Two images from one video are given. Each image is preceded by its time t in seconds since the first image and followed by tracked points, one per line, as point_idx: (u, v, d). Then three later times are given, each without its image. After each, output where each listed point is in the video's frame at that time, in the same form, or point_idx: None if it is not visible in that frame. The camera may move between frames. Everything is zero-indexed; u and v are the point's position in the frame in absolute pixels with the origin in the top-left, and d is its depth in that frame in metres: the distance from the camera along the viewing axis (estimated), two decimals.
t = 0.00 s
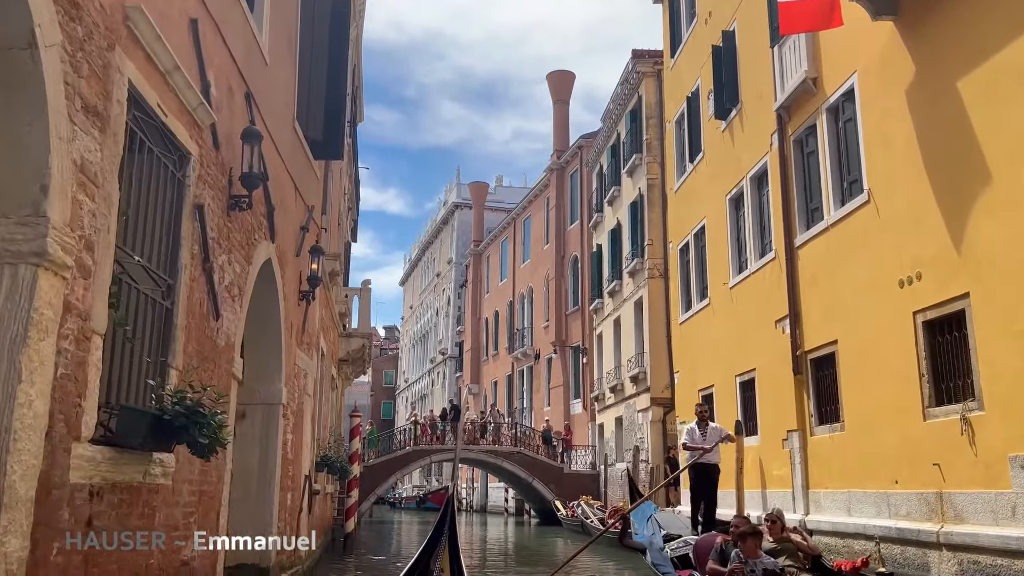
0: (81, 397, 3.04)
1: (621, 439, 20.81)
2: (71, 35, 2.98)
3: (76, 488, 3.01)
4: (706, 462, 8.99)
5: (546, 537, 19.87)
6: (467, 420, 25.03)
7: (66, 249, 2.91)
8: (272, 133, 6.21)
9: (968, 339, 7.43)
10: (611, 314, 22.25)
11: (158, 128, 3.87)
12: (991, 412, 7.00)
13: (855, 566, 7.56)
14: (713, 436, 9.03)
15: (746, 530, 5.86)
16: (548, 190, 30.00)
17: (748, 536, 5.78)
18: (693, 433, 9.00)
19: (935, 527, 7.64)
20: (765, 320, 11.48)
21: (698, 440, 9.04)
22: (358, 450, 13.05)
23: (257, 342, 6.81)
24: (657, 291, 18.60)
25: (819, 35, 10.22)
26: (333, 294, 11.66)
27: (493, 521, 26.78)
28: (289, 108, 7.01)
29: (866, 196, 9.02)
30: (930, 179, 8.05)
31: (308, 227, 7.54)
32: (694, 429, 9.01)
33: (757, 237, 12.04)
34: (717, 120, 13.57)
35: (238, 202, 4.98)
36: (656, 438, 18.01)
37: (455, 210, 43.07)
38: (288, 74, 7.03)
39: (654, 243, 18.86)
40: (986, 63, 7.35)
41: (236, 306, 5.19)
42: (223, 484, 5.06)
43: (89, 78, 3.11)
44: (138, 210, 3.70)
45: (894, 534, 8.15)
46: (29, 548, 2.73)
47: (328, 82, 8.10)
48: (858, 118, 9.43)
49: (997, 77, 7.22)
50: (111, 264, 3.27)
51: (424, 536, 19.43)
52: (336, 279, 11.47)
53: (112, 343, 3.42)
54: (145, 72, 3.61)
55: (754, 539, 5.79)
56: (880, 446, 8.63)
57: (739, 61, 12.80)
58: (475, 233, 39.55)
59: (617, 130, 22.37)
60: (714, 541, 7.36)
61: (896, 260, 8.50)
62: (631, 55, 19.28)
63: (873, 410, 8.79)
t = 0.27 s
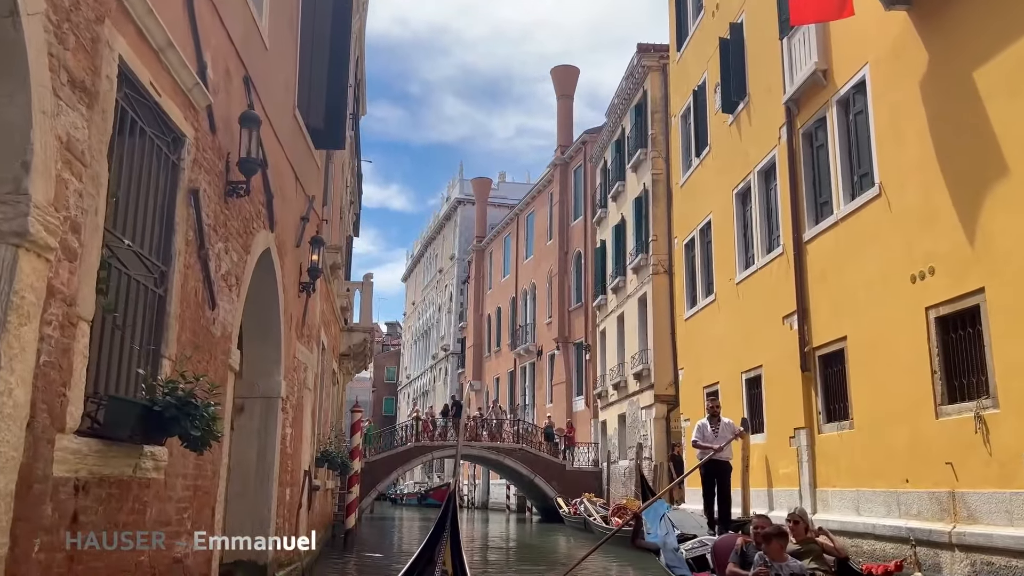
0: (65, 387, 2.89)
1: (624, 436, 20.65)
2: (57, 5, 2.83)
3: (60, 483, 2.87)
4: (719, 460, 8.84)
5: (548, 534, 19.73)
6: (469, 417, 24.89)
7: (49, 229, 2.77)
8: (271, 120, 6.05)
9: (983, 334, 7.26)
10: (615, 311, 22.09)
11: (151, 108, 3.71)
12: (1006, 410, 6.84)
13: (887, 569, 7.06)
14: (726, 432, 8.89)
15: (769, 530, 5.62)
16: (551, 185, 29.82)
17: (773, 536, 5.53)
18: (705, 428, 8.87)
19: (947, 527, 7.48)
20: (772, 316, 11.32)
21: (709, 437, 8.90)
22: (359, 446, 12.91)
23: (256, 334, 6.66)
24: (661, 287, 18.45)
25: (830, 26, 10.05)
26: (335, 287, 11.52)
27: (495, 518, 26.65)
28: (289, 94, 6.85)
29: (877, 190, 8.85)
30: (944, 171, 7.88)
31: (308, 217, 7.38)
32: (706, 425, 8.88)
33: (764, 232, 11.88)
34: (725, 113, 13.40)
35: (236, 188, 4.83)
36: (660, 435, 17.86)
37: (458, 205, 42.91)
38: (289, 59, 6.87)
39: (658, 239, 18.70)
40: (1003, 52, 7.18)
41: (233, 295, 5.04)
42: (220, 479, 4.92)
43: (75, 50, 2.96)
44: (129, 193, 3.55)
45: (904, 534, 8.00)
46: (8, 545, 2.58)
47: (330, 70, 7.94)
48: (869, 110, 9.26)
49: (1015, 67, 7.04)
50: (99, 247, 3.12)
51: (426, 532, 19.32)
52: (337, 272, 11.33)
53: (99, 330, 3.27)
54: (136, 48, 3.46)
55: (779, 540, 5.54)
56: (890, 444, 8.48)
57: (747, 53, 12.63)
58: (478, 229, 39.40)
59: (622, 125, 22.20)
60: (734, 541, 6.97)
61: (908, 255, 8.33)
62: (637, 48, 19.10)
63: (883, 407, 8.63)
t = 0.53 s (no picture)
0: (48, 378, 2.75)
1: (627, 434, 20.50)
2: None
3: (42, 479, 2.73)
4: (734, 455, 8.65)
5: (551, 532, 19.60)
6: (471, 414, 24.75)
7: (31, 211, 2.63)
8: (271, 108, 5.90)
9: (997, 330, 7.11)
10: (618, 308, 21.94)
11: (143, 89, 3.56)
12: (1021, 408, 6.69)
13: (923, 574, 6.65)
14: (740, 427, 8.70)
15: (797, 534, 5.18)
16: (554, 182, 29.67)
17: (800, 540, 5.12)
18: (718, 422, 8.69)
19: (960, 527, 7.33)
20: (779, 313, 11.17)
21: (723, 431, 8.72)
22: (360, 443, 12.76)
23: (254, 328, 6.52)
24: (666, 283, 18.30)
25: (839, 17, 9.88)
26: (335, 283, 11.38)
27: (496, 516, 26.54)
28: (289, 83, 6.70)
29: (888, 183, 8.69)
30: (957, 164, 7.72)
31: (309, 209, 7.24)
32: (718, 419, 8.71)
33: (771, 227, 11.73)
34: (731, 107, 13.24)
35: (232, 176, 4.68)
36: (664, 433, 17.71)
37: (460, 202, 42.74)
38: (289, 47, 6.72)
39: (662, 235, 18.54)
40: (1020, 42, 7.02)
41: (230, 287, 4.89)
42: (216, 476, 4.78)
43: (60, 24, 2.81)
44: (119, 177, 3.40)
45: (915, 534, 7.85)
46: None
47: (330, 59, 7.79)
48: (879, 103, 9.10)
49: None
50: (85, 231, 2.98)
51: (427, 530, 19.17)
52: (338, 267, 11.19)
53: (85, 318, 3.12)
54: (126, 25, 3.31)
55: (807, 543, 5.13)
56: (900, 442, 8.33)
57: (753, 47, 12.47)
58: (481, 226, 39.25)
59: (626, 120, 22.04)
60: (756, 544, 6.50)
61: (920, 250, 8.17)
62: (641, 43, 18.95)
63: (893, 405, 8.48)
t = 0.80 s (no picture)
0: (28, 373, 2.61)
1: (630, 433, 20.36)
2: None
3: (21, 479, 2.60)
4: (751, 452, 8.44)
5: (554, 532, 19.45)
6: (473, 414, 24.61)
7: (8, 196, 2.49)
8: (268, 100, 5.76)
9: (1010, 326, 6.95)
10: (621, 306, 21.79)
11: (132, 74, 3.41)
12: None
13: None
14: (757, 423, 8.49)
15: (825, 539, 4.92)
16: (556, 180, 29.53)
17: (831, 545, 4.87)
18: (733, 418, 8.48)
19: (973, 527, 7.18)
20: (785, 310, 11.02)
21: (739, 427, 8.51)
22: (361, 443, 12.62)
23: (252, 324, 6.38)
24: (669, 281, 18.15)
25: (846, 10, 9.73)
26: (335, 280, 11.25)
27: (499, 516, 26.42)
28: (287, 74, 6.56)
29: (897, 177, 8.54)
30: (969, 156, 7.56)
31: (307, 204, 7.10)
32: (734, 414, 8.50)
33: (777, 224, 11.58)
34: (735, 103, 13.09)
35: (227, 166, 4.54)
36: (668, 433, 17.56)
37: (462, 201, 42.61)
38: (287, 38, 6.57)
39: (666, 233, 18.39)
40: None
41: (225, 281, 4.75)
42: (211, 477, 4.64)
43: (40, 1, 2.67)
44: (106, 164, 3.26)
45: (926, 534, 7.70)
46: None
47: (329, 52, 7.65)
48: (887, 96, 8.94)
49: None
50: (68, 218, 2.84)
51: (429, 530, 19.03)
52: (338, 264, 11.05)
53: (67, 309, 2.97)
54: (114, 5, 3.16)
55: (838, 549, 4.87)
56: (911, 441, 8.17)
57: (758, 41, 12.32)
58: (483, 225, 39.11)
59: (628, 118, 21.89)
60: (780, 548, 6.16)
61: (930, 244, 8.02)
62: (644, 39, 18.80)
63: (903, 403, 8.32)
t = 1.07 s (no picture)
0: (3, 371, 2.47)
1: (633, 434, 20.20)
2: None
3: None
4: (771, 451, 8.10)
5: (556, 534, 19.30)
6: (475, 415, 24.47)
7: None
8: (263, 93, 5.62)
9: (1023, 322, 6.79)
10: (623, 306, 21.64)
11: (116, 59, 3.27)
12: None
13: None
14: (775, 421, 8.16)
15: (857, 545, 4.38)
16: (557, 180, 29.38)
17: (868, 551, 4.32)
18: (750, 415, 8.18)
19: (985, 528, 7.02)
20: (790, 308, 10.87)
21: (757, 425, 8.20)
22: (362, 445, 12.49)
23: (247, 324, 6.24)
24: (672, 280, 18.00)
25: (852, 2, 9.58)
26: (335, 280, 11.11)
27: (501, 518, 26.27)
28: (284, 68, 6.42)
29: (905, 172, 8.39)
30: (979, 150, 7.41)
31: (304, 201, 6.96)
32: (751, 412, 8.20)
33: (782, 221, 11.43)
34: (738, 99, 12.95)
35: (219, 159, 4.40)
36: (671, 433, 17.40)
37: (462, 202, 42.47)
38: (283, 30, 6.44)
39: (668, 232, 18.25)
40: None
41: (217, 278, 4.61)
42: (204, 479, 4.50)
43: None
44: (87, 153, 3.12)
45: (937, 535, 7.54)
46: None
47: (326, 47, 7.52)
48: (894, 89, 8.80)
49: None
50: (46, 208, 2.69)
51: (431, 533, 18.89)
52: (338, 264, 10.91)
53: (44, 303, 2.83)
54: None
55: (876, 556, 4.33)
56: (920, 440, 8.02)
57: (761, 36, 12.18)
58: (484, 226, 38.97)
59: (630, 116, 21.75)
60: (806, 552, 5.90)
61: (940, 240, 7.87)
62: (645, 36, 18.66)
63: (912, 401, 8.17)
